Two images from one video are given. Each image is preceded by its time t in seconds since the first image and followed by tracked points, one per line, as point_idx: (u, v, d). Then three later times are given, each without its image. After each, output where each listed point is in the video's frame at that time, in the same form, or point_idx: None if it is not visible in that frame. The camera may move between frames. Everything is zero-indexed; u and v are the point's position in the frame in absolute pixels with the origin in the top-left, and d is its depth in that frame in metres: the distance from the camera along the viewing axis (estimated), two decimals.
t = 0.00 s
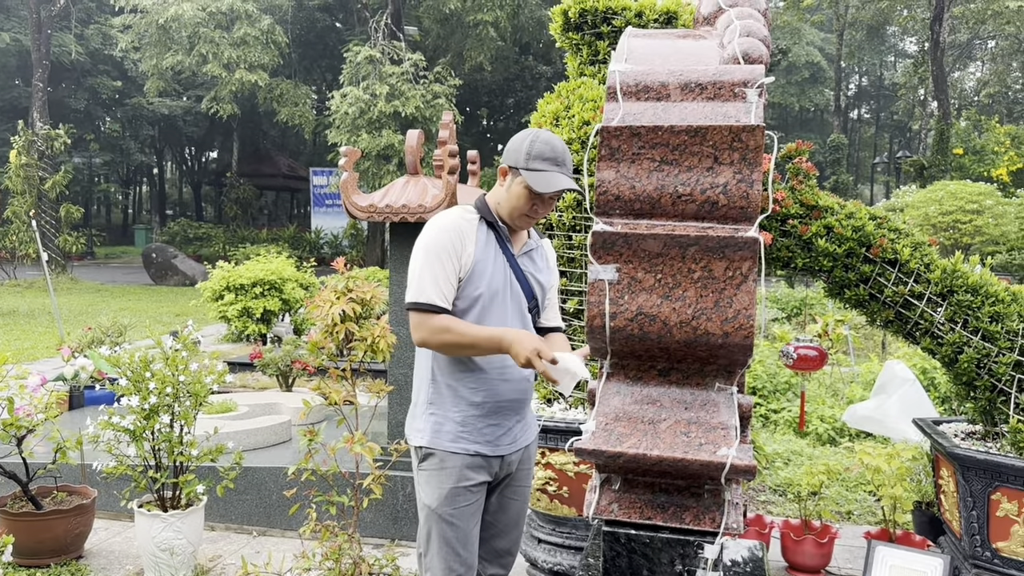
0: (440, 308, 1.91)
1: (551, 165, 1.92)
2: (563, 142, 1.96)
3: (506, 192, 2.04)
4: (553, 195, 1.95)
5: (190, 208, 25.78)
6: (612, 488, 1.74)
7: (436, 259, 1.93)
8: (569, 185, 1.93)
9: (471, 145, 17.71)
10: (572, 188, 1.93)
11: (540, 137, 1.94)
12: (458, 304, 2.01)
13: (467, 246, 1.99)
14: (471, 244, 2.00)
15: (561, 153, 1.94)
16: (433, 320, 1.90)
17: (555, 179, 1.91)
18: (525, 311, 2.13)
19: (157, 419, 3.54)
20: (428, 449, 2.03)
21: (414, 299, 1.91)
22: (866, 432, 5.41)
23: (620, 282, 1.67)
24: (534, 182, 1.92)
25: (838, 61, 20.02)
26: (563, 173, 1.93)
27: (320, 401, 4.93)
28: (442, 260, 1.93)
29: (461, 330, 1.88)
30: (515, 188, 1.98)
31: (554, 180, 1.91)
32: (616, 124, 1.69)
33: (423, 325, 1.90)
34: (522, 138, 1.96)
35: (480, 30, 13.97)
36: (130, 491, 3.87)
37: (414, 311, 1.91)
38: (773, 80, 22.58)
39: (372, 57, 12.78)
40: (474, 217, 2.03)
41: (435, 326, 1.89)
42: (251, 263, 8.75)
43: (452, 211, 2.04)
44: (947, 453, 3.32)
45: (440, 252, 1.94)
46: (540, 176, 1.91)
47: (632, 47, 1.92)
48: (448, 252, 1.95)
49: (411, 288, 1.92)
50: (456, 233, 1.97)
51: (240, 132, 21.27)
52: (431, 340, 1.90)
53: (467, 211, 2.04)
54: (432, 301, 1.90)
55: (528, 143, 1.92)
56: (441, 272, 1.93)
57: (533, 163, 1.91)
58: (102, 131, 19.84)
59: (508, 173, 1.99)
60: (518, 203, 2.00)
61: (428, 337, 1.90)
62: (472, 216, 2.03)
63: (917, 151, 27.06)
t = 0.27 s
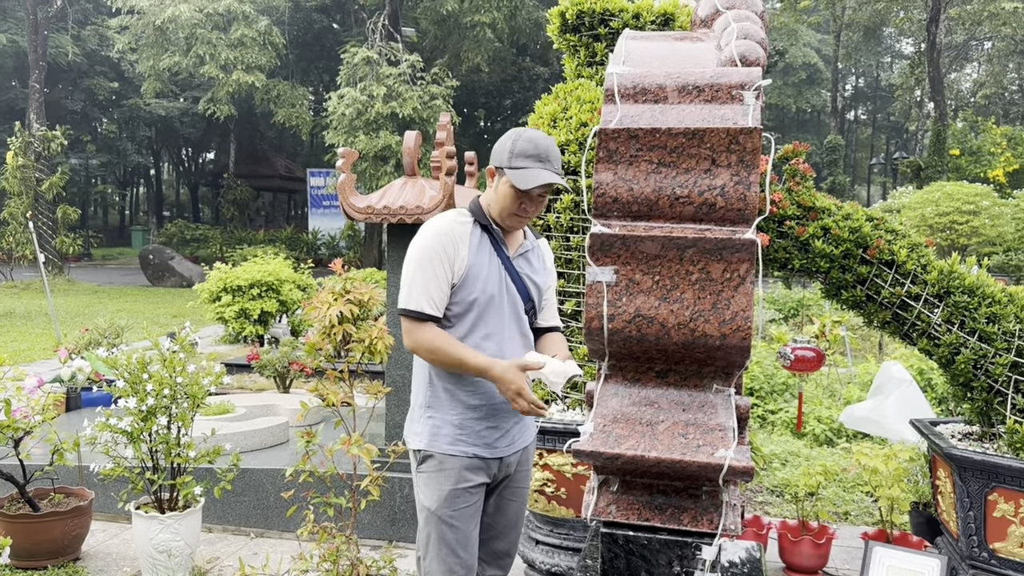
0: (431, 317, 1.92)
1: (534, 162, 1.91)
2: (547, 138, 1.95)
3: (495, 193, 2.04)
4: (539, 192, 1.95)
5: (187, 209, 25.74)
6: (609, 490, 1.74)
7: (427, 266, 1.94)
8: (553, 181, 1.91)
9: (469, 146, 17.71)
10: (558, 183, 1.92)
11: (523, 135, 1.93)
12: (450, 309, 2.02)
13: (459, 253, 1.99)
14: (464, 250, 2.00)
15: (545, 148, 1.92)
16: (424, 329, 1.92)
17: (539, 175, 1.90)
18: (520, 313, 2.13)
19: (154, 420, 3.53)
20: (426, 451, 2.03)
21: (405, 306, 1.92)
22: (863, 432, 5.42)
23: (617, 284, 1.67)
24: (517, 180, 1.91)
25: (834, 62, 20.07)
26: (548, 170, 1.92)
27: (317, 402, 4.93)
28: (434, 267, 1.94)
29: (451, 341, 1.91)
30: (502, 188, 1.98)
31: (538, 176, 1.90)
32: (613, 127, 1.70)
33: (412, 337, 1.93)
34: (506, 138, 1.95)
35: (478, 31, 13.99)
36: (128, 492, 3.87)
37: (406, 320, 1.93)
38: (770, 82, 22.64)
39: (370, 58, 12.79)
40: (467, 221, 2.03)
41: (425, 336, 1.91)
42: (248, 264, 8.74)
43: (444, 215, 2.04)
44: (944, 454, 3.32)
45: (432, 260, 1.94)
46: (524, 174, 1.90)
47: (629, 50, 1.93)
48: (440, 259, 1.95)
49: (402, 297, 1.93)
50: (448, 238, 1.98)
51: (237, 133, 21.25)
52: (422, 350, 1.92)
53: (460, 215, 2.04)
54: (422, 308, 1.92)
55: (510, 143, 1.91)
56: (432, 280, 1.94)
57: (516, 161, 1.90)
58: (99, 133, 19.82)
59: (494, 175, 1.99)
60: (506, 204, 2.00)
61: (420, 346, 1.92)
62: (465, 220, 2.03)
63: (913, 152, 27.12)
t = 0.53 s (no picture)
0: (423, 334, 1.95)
1: (515, 161, 1.91)
2: (527, 136, 1.96)
3: (482, 198, 2.04)
4: (524, 192, 1.95)
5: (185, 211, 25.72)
6: (609, 491, 1.75)
7: (418, 281, 1.94)
8: (537, 178, 1.92)
9: (467, 147, 17.71)
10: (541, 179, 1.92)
11: (502, 137, 1.94)
12: (445, 321, 2.03)
13: (452, 265, 1.99)
14: (456, 263, 2.00)
15: (526, 146, 1.93)
16: (417, 345, 1.95)
17: (522, 173, 1.90)
18: (516, 319, 2.13)
19: (153, 422, 3.53)
20: (424, 454, 2.03)
21: (396, 322, 1.94)
22: (861, 433, 5.43)
23: (616, 284, 1.67)
24: (499, 180, 1.91)
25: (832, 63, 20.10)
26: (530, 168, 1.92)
27: (316, 403, 4.93)
28: (426, 283, 1.94)
29: (444, 359, 1.95)
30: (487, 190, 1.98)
31: (519, 174, 1.90)
32: (612, 127, 1.70)
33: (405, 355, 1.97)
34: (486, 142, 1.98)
35: (476, 33, 13.99)
36: (126, 494, 3.87)
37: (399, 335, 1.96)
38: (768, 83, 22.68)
39: (368, 59, 12.80)
40: (458, 231, 2.02)
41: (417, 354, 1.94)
42: (246, 266, 8.74)
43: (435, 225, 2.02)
44: (942, 454, 3.33)
45: (424, 274, 1.94)
46: (505, 174, 1.91)
47: (627, 51, 1.94)
48: (431, 274, 1.95)
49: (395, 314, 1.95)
50: (439, 252, 1.96)
51: (236, 135, 21.24)
52: (415, 367, 1.95)
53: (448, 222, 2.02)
54: (414, 325, 1.93)
55: (490, 144, 1.93)
56: (424, 296, 1.94)
57: (496, 163, 1.92)
58: (97, 134, 19.81)
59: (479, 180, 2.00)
60: (492, 208, 2.00)
61: (413, 362, 1.95)
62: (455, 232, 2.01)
63: (911, 153, 27.13)
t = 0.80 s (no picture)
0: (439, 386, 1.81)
1: (500, 189, 1.82)
2: (511, 162, 1.87)
3: (474, 231, 1.91)
4: (514, 223, 1.83)
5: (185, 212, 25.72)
6: (608, 491, 1.74)
7: (426, 328, 1.80)
8: (526, 206, 1.80)
9: (467, 148, 17.71)
10: (530, 207, 1.80)
11: (483, 166, 1.86)
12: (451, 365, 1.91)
13: (456, 305, 1.85)
14: (460, 302, 1.87)
15: (511, 174, 1.84)
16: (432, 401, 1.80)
17: (512, 204, 1.79)
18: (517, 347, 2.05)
19: (153, 422, 3.53)
20: (413, 471, 2.01)
21: (407, 377, 1.80)
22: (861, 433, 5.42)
23: (616, 285, 1.67)
24: (485, 213, 1.81)
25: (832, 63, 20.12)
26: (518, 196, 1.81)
27: (315, 405, 4.94)
28: (434, 331, 1.81)
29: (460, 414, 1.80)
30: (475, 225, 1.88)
31: (506, 203, 1.80)
32: (612, 128, 1.70)
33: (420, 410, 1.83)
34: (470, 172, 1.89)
35: (475, 33, 14.00)
36: (126, 495, 3.86)
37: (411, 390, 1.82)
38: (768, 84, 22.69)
39: (367, 60, 12.80)
40: (457, 268, 1.87)
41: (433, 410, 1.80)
42: (246, 267, 8.75)
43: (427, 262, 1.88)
44: (942, 454, 3.32)
45: (429, 322, 1.81)
46: (492, 206, 1.80)
47: (627, 52, 1.94)
48: (438, 319, 1.81)
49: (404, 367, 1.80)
50: (445, 294, 1.82)
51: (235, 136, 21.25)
52: (433, 426, 1.80)
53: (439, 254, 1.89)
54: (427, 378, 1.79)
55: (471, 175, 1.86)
56: (434, 345, 1.80)
57: (480, 195, 1.82)
58: (97, 135, 19.81)
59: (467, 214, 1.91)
60: (480, 239, 1.88)
61: (428, 417, 1.80)
62: (453, 267, 1.87)
63: (911, 153, 27.15)
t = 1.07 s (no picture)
0: (471, 465, 1.65)
1: (504, 257, 1.62)
2: (518, 220, 1.66)
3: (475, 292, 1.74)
4: (521, 298, 1.63)
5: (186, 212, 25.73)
6: (608, 491, 1.73)
7: (450, 399, 1.64)
8: (533, 283, 1.60)
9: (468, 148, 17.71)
10: (537, 282, 1.60)
11: (484, 226, 1.66)
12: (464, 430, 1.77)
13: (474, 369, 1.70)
14: (475, 364, 1.71)
15: (516, 237, 1.63)
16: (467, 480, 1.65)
17: (513, 281, 1.58)
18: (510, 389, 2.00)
19: (153, 422, 3.53)
20: (389, 495, 1.98)
21: (432, 458, 1.63)
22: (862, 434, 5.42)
23: (615, 284, 1.67)
24: (489, 284, 1.62)
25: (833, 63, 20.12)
26: (525, 265, 1.61)
27: (316, 405, 4.94)
28: (459, 400, 1.65)
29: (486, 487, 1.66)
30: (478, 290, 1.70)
31: (512, 277, 1.59)
32: (611, 127, 1.70)
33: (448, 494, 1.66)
34: (473, 227, 1.70)
35: (476, 34, 14.00)
36: (126, 495, 3.86)
37: (437, 473, 1.65)
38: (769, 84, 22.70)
39: (368, 60, 12.80)
40: (467, 333, 1.71)
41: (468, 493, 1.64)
42: (247, 267, 8.75)
43: (432, 323, 1.70)
44: (943, 454, 3.32)
45: (450, 391, 1.64)
46: (494, 279, 1.61)
47: (626, 52, 1.93)
48: (459, 387, 1.65)
49: (431, 446, 1.63)
50: (463, 360, 1.67)
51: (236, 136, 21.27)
52: (468, 508, 1.65)
53: (443, 313, 1.72)
54: (458, 457, 1.63)
55: (473, 237, 1.66)
56: (460, 416, 1.65)
57: (483, 263, 1.63)
58: (98, 135, 19.82)
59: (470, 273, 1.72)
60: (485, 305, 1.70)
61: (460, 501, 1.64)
62: (465, 329, 1.70)
63: (912, 153, 27.15)
